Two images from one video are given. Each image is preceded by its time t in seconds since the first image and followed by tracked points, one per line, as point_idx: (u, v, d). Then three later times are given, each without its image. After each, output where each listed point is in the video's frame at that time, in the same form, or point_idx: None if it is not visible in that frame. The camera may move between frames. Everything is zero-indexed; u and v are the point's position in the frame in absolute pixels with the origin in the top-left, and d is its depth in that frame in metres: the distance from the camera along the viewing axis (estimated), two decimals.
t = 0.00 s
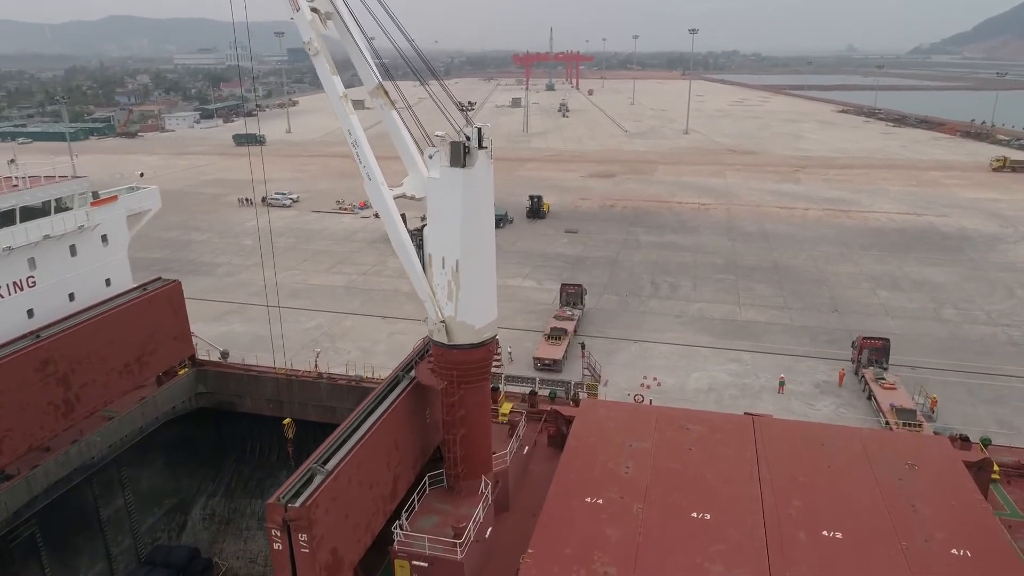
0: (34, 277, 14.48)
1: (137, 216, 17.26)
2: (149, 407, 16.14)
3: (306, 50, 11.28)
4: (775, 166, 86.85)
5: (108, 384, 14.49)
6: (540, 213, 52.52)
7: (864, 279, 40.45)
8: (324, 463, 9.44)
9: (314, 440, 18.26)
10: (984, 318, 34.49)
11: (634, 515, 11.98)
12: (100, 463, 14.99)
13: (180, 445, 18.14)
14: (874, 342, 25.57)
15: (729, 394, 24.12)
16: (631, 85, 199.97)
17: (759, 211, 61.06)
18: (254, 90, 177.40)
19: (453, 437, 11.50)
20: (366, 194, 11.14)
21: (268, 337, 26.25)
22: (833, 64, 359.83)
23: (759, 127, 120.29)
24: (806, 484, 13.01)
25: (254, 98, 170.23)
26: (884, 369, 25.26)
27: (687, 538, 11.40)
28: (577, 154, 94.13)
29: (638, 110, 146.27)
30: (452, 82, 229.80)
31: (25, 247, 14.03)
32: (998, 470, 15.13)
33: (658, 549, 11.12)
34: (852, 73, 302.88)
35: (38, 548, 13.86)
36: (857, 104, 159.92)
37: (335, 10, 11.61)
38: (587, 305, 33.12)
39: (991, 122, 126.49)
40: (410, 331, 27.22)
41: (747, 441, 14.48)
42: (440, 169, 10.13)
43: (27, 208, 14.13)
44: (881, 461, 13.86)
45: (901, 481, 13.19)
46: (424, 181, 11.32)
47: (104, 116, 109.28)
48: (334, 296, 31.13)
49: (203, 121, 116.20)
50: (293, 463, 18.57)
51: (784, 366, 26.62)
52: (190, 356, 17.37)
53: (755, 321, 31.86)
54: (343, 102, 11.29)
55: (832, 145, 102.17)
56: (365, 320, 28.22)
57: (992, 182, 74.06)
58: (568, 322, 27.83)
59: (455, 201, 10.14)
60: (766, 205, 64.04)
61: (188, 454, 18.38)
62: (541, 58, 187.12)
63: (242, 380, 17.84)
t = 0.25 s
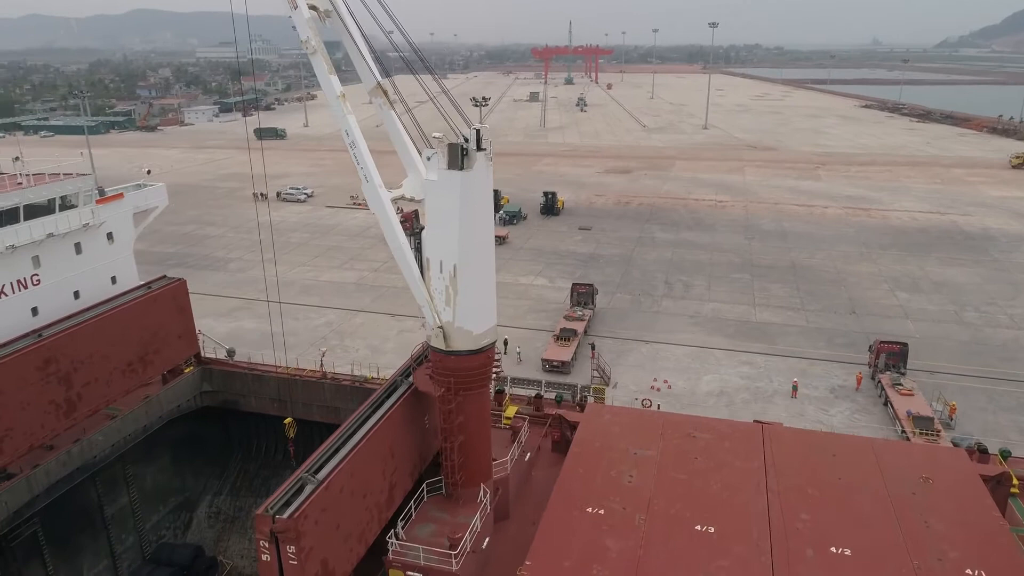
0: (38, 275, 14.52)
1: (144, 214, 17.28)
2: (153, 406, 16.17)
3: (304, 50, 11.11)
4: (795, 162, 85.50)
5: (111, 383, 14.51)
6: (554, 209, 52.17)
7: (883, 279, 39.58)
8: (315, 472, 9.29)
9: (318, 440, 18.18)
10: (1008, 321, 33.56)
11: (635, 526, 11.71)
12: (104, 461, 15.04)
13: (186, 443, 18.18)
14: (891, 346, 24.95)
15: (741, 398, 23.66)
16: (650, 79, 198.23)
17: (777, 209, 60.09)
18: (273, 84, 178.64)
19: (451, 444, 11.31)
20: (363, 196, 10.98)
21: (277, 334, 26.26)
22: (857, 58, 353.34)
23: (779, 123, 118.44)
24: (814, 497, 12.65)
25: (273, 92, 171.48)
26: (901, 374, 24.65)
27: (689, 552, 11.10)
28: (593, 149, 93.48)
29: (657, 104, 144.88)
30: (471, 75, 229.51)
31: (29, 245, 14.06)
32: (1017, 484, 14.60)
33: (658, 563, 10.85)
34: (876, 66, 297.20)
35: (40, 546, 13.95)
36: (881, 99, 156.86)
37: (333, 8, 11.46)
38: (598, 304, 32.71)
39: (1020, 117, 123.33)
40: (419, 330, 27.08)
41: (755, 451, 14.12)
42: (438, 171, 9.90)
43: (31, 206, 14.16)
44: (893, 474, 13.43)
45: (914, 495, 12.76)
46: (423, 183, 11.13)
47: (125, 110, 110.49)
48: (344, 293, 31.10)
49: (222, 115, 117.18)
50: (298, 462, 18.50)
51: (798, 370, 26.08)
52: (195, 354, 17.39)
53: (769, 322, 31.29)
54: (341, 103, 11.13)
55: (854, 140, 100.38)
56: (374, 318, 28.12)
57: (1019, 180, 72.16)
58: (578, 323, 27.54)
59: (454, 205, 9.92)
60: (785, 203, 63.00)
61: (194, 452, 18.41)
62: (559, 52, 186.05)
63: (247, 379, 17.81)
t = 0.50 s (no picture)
0: (39, 273, 14.50)
1: (147, 211, 17.25)
2: (154, 405, 16.14)
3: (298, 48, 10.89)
4: (812, 158, 84.13)
5: (111, 382, 14.48)
6: (566, 206, 51.73)
7: (900, 280, 38.74)
8: (303, 482, 9.12)
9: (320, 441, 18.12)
10: None
11: (633, 538, 11.43)
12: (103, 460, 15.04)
13: (188, 442, 18.18)
14: (906, 350, 24.35)
15: (750, 402, 23.23)
16: (667, 73, 196.19)
17: (793, 207, 59.13)
18: (290, 78, 179.25)
19: (446, 452, 11.09)
20: (358, 198, 10.78)
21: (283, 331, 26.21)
22: (879, 51, 347.36)
23: (798, 118, 116.62)
24: (819, 510, 12.29)
25: (289, 85, 171.91)
26: (916, 379, 24.07)
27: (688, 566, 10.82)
28: (607, 144, 92.66)
29: (673, 98, 143.35)
30: (486, 68, 228.60)
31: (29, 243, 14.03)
32: None
33: None
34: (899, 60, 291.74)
35: (40, 545, 14.00)
36: (903, 93, 153.89)
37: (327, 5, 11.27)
38: (607, 303, 32.35)
39: None
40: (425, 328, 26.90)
41: (760, 460, 13.77)
42: (432, 174, 9.64)
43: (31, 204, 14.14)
44: (903, 487, 13.03)
45: (924, 510, 12.35)
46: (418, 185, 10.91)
47: (143, 103, 111.34)
48: (352, 289, 31.00)
49: (237, 109, 117.72)
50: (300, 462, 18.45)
51: (809, 373, 25.57)
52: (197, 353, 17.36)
53: (781, 324, 30.74)
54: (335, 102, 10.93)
55: (874, 136, 98.56)
56: (381, 315, 27.98)
57: None
58: (586, 323, 27.21)
59: (448, 208, 9.66)
60: (802, 201, 61.99)
61: (196, 450, 18.41)
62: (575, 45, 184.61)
63: (248, 379, 17.73)
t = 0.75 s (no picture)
0: (40, 271, 14.47)
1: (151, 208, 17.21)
2: (156, 404, 16.14)
3: (293, 48, 10.71)
4: (832, 155, 82.74)
5: (112, 381, 14.47)
6: (579, 202, 51.29)
7: (919, 282, 37.87)
8: (291, 492, 8.95)
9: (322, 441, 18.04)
10: None
11: (631, 551, 11.16)
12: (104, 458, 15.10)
13: (192, 439, 18.20)
14: (923, 355, 23.76)
15: (760, 406, 22.81)
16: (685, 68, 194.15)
17: (811, 205, 58.17)
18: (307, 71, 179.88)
19: (441, 460, 10.89)
20: (353, 201, 10.62)
21: (290, 328, 26.19)
22: (903, 45, 340.89)
23: (818, 112, 114.77)
24: (825, 525, 11.93)
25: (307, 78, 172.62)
26: (932, 385, 23.49)
27: None
28: (623, 140, 91.89)
29: (691, 93, 141.70)
30: (503, 62, 227.81)
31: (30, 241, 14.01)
32: None
33: None
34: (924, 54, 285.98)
35: (40, 543, 14.07)
36: (928, 88, 150.71)
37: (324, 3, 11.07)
38: (618, 302, 31.97)
39: None
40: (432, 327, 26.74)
41: (765, 471, 13.42)
42: (425, 176, 9.39)
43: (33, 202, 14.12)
44: (913, 501, 12.61)
45: (934, 527, 11.93)
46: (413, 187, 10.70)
47: (161, 96, 112.26)
48: (360, 286, 30.92)
49: (255, 103, 118.32)
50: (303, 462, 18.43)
51: (822, 377, 25.07)
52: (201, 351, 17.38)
53: (795, 325, 30.16)
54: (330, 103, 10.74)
55: (896, 132, 96.67)
56: (388, 314, 27.88)
57: None
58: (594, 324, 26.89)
59: (441, 212, 9.42)
60: (820, 198, 60.98)
61: (200, 448, 18.43)
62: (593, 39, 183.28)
63: (251, 379, 17.66)
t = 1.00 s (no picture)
0: (42, 268, 14.48)
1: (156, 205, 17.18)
2: (158, 402, 16.14)
3: (289, 47, 10.58)
4: (852, 150, 81.23)
5: (113, 379, 14.46)
6: (592, 198, 50.83)
7: (939, 283, 36.97)
8: (279, 500, 8.82)
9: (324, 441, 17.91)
10: None
11: (628, 564, 10.91)
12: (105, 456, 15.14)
13: (197, 437, 18.19)
14: (940, 360, 23.17)
15: (771, 411, 22.38)
16: (705, 61, 191.72)
17: (830, 202, 57.13)
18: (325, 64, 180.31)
19: (436, 468, 10.68)
20: (347, 203, 10.44)
21: (298, 325, 26.18)
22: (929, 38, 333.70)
23: (840, 107, 112.76)
24: (831, 539, 11.58)
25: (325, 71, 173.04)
26: (949, 391, 22.91)
27: None
28: (639, 134, 91.00)
29: (710, 86, 139.94)
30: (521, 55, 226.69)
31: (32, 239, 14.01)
32: None
33: None
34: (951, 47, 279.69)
35: (41, 539, 14.15)
36: (954, 83, 147.40)
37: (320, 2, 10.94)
38: (629, 302, 31.60)
39: None
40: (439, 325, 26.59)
41: (771, 482, 13.06)
42: (419, 179, 9.17)
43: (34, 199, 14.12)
44: (924, 516, 12.19)
45: (945, 544, 11.50)
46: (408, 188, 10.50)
47: (180, 89, 113.24)
48: (369, 283, 30.83)
49: (273, 96, 118.88)
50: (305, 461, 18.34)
51: (836, 381, 24.54)
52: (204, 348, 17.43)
53: (809, 327, 29.58)
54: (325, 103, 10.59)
55: (919, 127, 94.67)
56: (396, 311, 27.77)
57: None
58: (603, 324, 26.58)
59: (435, 216, 9.21)
60: (839, 195, 59.88)
61: (204, 446, 18.42)
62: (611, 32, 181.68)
63: (254, 377, 17.59)
